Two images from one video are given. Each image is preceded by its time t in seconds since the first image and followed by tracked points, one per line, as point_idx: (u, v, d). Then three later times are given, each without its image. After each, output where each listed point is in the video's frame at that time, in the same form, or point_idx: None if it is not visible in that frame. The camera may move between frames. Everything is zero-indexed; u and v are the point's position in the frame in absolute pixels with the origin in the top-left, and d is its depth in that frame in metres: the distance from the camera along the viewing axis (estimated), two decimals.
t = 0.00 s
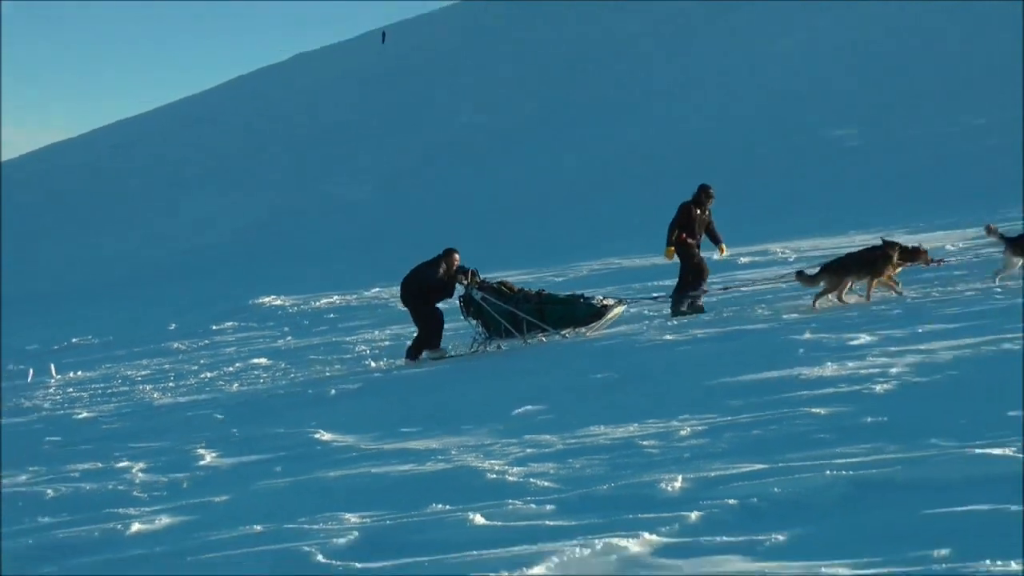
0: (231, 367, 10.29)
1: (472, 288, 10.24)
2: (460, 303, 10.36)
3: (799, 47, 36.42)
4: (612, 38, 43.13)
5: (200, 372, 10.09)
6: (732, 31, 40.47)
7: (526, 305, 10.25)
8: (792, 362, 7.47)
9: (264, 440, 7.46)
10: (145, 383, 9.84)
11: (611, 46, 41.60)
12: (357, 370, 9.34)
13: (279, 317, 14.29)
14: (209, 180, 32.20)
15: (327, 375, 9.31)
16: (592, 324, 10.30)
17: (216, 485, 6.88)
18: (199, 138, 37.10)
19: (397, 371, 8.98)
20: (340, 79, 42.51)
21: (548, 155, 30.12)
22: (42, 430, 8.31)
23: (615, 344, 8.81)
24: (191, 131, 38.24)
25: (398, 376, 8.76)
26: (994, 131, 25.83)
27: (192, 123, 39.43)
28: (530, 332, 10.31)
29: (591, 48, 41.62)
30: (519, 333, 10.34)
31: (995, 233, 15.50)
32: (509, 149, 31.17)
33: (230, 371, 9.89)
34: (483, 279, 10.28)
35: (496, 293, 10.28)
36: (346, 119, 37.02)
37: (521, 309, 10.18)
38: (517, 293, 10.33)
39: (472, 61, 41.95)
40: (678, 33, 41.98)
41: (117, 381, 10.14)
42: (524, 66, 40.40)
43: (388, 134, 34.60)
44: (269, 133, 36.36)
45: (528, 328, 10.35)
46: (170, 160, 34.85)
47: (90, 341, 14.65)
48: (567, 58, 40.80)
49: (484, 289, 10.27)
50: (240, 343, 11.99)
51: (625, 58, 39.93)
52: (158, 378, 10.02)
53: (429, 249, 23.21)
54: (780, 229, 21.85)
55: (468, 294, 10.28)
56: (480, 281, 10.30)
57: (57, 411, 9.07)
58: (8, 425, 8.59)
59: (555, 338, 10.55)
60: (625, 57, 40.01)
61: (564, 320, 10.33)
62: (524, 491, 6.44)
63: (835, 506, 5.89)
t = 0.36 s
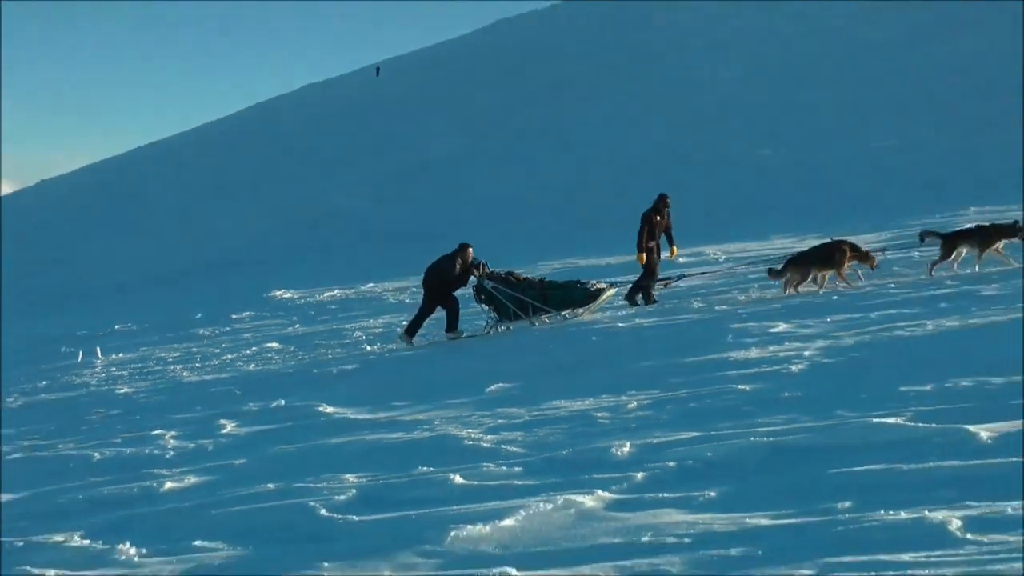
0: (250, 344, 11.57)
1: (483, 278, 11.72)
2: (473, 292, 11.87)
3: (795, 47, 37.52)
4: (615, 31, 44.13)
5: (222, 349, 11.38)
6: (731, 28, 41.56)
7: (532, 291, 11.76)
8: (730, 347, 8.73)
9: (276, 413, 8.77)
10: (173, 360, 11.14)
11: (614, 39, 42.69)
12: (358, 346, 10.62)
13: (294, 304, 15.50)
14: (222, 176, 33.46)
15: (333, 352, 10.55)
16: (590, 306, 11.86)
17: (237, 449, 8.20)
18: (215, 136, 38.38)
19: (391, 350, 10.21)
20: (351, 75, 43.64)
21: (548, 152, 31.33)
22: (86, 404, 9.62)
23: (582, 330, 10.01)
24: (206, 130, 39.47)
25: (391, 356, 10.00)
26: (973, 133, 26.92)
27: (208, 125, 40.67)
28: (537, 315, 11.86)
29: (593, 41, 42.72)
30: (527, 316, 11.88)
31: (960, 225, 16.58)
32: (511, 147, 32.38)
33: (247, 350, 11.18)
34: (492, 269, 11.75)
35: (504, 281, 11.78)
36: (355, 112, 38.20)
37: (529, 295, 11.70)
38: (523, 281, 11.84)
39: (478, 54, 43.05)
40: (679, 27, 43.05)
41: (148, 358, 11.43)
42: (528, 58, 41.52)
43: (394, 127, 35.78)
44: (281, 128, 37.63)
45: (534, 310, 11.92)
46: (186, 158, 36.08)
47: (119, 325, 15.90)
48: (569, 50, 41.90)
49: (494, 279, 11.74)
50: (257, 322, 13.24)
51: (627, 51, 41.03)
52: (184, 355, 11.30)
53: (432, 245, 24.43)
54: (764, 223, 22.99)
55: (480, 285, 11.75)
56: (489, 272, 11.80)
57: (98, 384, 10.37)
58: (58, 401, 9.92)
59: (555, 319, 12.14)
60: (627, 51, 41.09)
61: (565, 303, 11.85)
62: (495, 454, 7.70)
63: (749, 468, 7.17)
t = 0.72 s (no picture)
0: (274, 330, 13.11)
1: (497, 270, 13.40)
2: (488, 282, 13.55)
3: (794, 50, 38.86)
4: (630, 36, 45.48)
5: (250, 335, 12.93)
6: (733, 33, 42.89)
7: (539, 283, 13.43)
8: (681, 340, 10.21)
9: (293, 390, 10.38)
10: (206, 344, 12.71)
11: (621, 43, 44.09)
12: (367, 332, 12.17)
13: (308, 296, 17.01)
14: (246, 181, 35.05)
15: (346, 338, 12.03)
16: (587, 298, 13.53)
17: (260, 420, 9.79)
18: (245, 147, 39.96)
19: (392, 337, 11.73)
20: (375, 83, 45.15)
21: (555, 147, 32.70)
22: (132, 385, 11.20)
23: (554, 322, 11.49)
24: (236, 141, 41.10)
25: (391, 343, 11.51)
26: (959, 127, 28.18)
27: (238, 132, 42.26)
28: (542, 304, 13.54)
29: (600, 44, 44.12)
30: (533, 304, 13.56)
31: (921, 219, 17.92)
32: (519, 142, 33.76)
33: (269, 336, 12.72)
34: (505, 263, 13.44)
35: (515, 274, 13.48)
36: (372, 119, 39.77)
37: (535, 287, 13.38)
38: (531, 274, 13.52)
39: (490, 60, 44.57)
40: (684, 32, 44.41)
41: (186, 344, 12.99)
42: (537, 62, 42.96)
43: (408, 129, 37.29)
44: (303, 135, 39.20)
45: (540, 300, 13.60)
46: (216, 166, 37.70)
47: (158, 318, 17.41)
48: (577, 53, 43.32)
49: (504, 271, 13.43)
50: (283, 313, 14.76)
51: (632, 52, 42.41)
52: (217, 341, 12.85)
53: (442, 235, 25.84)
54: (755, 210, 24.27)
55: (492, 276, 13.44)
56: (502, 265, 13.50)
57: (142, 366, 11.96)
58: (109, 380, 11.52)
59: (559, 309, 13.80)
60: (633, 52, 42.46)
61: (568, 294, 13.52)
62: (475, 425, 9.18)
63: (681, 429, 8.60)
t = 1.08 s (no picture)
0: (262, 338, 13.52)
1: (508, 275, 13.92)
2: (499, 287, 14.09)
3: (769, 72, 39.47)
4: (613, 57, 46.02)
5: (238, 343, 13.34)
6: (708, 57, 43.51)
7: (549, 288, 13.97)
8: (654, 348, 10.66)
9: (280, 394, 10.85)
10: (196, 351, 13.13)
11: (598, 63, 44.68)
12: (351, 340, 12.59)
13: (292, 306, 17.41)
14: (227, 195, 35.41)
15: (332, 346, 12.43)
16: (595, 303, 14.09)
17: (249, 424, 10.23)
18: (230, 163, 40.38)
19: (375, 345, 12.17)
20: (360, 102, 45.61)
21: (532, 163, 33.16)
22: (125, 390, 11.60)
23: (530, 332, 11.94)
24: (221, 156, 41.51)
25: (374, 351, 11.93)
26: (930, 146, 28.75)
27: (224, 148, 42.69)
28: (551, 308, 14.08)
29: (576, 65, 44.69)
30: (543, 308, 14.11)
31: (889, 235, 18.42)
32: (498, 159, 34.21)
33: (257, 344, 13.13)
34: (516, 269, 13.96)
35: (525, 279, 13.99)
36: (352, 137, 40.20)
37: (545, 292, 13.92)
38: (542, 279, 14.05)
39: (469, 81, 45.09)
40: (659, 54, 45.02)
41: (177, 350, 13.41)
42: (515, 83, 43.47)
43: (388, 147, 37.73)
44: (288, 152, 39.62)
45: (550, 304, 14.14)
46: (200, 181, 38.10)
47: (148, 326, 17.80)
48: (556, 74, 43.87)
49: (516, 275, 13.97)
50: (271, 321, 15.16)
51: (609, 73, 42.98)
52: (207, 348, 13.26)
53: (421, 248, 26.24)
54: (729, 224, 24.74)
55: (505, 281, 13.97)
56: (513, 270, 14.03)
57: (135, 372, 12.38)
58: (103, 385, 11.92)
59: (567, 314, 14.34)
60: (610, 73, 43.02)
61: (577, 299, 14.06)
62: (456, 429, 9.60)
63: (651, 433, 9.04)
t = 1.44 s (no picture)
0: (241, 350, 13.47)
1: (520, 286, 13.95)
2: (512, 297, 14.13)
3: (749, 87, 39.60)
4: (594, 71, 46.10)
5: (217, 355, 13.30)
6: (688, 71, 43.64)
7: (562, 299, 14.03)
8: (634, 361, 10.66)
9: (260, 406, 10.83)
10: (175, 363, 13.08)
11: (578, 77, 44.77)
12: (330, 352, 12.56)
13: (271, 317, 17.36)
14: (206, 206, 35.33)
15: (311, 358, 12.39)
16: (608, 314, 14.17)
17: (227, 436, 10.19)
18: (209, 174, 40.28)
19: (354, 357, 12.15)
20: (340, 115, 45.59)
21: (513, 176, 33.17)
22: (104, 401, 11.55)
23: (510, 345, 11.93)
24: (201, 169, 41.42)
25: (354, 363, 11.91)
26: (908, 161, 28.89)
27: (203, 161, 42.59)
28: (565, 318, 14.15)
29: (556, 79, 44.76)
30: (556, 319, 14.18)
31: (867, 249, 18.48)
32: (478, 172, 34.22)
33: (237, 355, 13.10)
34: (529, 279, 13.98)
35: (538, 290, 14.02)
36: (331, 149, 40.17)
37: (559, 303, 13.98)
38: (555, 289, 14.10)
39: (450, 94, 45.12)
40: (640, 68, 45.13)
41: (155, 362, 13.36)
42: (495, 96, 43.51)
43: (368, 159, 37.70)
44: (268, 165, 39.54)
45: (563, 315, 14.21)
46: (179, 192, 38.00)
47: (127, 337, 17.71)
48: (537, 87, 43.91)
49: (530, 286, 14.02)
50: (251, 332, 15.11)
51: (589, 87, 43.06)
52: (186, 360, 13.21)
53: (401, 259, 26.21)
54: (708, 237, 24.78)
55: (518, 291, 14.02)
56: (526, 280, 14.05)
57: (115, 383, 12.33)
58: (81, 397, 11.86)
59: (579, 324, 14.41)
60: (590, 87, 43.10)
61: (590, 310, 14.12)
62: (436, 442, 9.58)
63: (631, 445, 9.04)
